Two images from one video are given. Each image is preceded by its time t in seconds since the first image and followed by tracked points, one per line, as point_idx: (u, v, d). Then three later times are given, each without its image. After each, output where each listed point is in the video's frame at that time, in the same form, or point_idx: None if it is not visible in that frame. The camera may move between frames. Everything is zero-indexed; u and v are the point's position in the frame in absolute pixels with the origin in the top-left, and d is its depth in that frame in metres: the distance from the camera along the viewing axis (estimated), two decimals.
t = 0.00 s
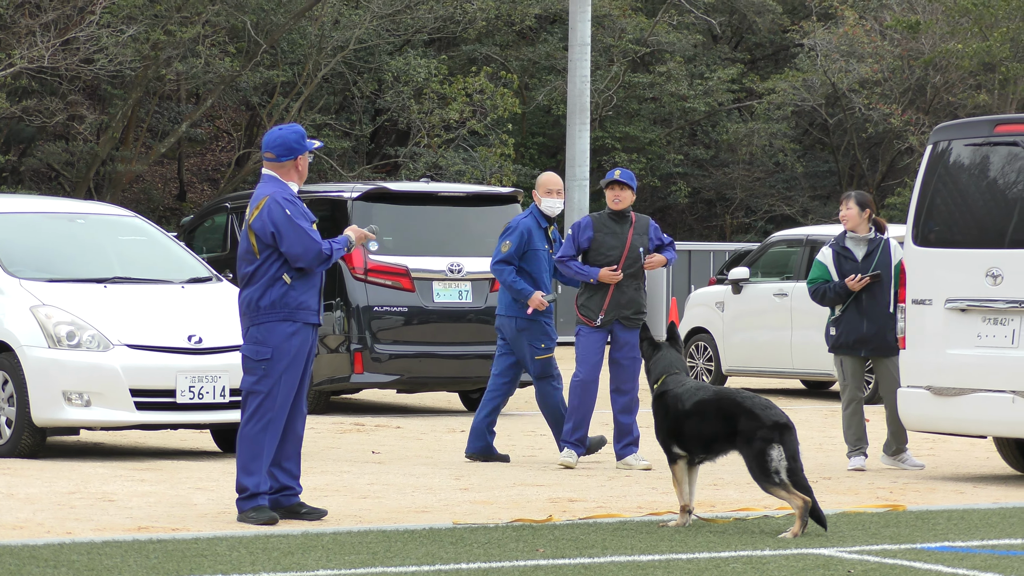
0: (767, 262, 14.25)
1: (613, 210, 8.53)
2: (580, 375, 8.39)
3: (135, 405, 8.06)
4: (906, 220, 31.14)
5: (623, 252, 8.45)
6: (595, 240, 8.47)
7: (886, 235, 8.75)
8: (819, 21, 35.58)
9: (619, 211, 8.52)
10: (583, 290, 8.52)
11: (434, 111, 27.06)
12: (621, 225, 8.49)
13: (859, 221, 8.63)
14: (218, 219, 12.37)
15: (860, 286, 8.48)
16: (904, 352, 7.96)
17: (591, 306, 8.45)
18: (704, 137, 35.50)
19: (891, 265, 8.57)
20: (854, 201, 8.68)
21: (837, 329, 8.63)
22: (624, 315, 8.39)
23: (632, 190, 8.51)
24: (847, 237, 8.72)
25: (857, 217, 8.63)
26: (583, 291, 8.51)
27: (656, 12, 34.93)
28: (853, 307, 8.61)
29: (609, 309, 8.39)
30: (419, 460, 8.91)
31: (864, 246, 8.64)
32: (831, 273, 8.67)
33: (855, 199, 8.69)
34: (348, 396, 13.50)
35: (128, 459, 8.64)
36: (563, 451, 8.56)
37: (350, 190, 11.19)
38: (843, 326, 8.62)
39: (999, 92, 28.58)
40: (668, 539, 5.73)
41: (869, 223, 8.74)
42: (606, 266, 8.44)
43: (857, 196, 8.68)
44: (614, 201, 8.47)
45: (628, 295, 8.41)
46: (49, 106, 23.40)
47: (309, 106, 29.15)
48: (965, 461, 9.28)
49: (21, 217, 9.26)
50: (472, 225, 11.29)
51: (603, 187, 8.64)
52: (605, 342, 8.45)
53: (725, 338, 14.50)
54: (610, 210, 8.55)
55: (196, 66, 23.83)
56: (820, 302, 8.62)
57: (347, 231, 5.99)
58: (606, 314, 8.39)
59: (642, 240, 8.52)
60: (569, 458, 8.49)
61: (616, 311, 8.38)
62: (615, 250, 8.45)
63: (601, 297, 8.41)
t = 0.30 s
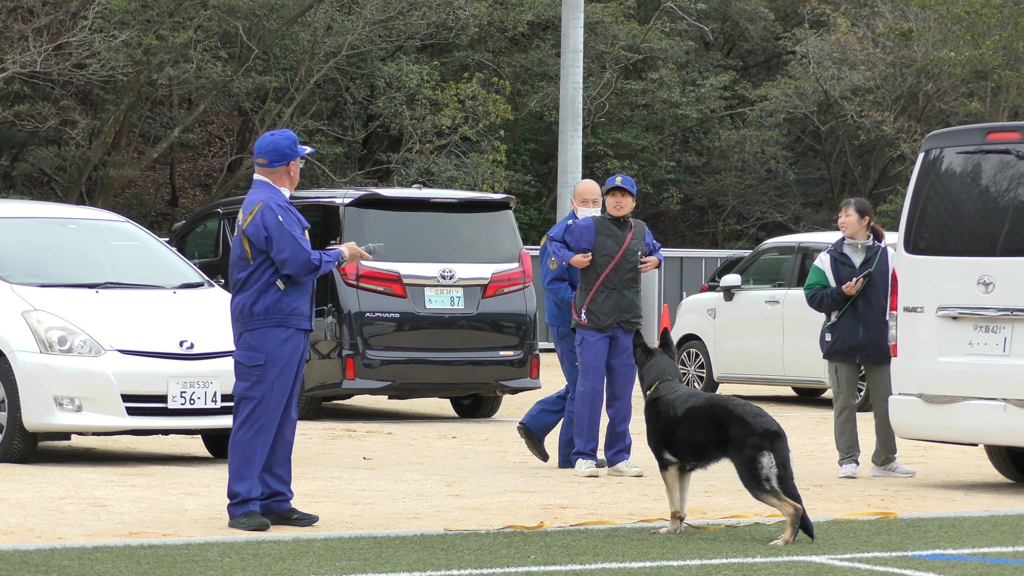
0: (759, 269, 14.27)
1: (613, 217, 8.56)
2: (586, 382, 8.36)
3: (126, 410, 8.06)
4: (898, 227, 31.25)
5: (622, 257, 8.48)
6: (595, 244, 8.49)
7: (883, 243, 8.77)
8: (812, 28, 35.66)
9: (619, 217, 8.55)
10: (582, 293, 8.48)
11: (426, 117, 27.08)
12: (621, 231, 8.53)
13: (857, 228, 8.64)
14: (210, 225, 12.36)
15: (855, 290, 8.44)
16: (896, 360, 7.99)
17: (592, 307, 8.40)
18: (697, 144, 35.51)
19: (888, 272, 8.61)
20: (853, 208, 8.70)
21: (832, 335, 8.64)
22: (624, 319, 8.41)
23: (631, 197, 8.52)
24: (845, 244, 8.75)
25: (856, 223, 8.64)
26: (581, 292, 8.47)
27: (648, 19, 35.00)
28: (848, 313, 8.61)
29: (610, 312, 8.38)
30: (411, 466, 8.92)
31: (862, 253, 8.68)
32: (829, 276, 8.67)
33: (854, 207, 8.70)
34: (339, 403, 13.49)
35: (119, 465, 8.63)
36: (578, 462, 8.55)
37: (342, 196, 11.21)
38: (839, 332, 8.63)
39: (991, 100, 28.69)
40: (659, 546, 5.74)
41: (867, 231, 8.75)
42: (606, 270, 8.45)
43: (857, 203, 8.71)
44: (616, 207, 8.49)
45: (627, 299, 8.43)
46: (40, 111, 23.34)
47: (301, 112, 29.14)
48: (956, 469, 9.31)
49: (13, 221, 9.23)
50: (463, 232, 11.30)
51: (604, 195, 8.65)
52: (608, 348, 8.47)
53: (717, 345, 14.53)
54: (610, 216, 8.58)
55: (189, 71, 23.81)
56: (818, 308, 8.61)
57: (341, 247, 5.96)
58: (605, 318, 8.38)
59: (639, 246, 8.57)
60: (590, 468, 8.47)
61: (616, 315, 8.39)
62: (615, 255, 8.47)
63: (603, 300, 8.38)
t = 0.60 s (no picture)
0: (752, 271, 14.29)
1: (603, 217, 8.57)
2: (577, 384, 8.39)
3: (118, 410, 8.06)
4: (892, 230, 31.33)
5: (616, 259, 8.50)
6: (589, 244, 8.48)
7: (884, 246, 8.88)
8: (805, 31, 35.72)
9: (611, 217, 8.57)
10: (575, 294, 8.47)
11: (420, 118, 27.09)
12: (612, 231, 8.54)
13: (862, 230, 8.73)
14: (203, 225, 12.36)
15: (865, 291, 8.50)
16: (889, 363, 8.01)
17: (585, 311, 8.41)
18: (690, 146, 35.54)
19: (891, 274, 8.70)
20: (858, 209, 8.79)
21: (838, 336, 8.62)
22: (618, 319, 8.45)
23: (622, 197, 8.54)
24: (848, 245, 8.79)
25: (861, 225, 8.73)
26: (573, 294, 8.47)
27: (642, 21, 35.05)
28: (854, 314, 8.62)
29: (605, 315, 8.41)
30: (404, 466, 8.93)
31: (866, 254, 8.75)
32: (834, 277, 8.69)
33: (860, 208, 8.79)
34: (332, 403, 13.48)
35: (111, 464, 8.62)
36: (570, 463, 8.56)
37: (335, 196, 11.22)
38: (845, 333, 8.61)
39: (984, 104, 28.80)
40: (651, 548, 5.75)
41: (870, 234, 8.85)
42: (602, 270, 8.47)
43: (862, 204, 8.79)
44: (608, 208, 8.49)
45: (620, 301, 8.45)
46: (34, 110, 23.32)
47: (295, 112, 29.14)
48: (948, 472, 9.34)
49: (6, 220, 9.22)
50: (455, 234, 11.32)
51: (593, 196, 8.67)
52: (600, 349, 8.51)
53: (709, 347, 14.55)
54: (601, 217, 8.59)
55: (181, 70, 23.79)
56: (823, 308, 8.62)
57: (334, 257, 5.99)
58: (603, 320, 8.41)
59: (630, 246, 8.62)
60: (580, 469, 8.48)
61: (612, 315, 8.43)
62: (608, 255, 8.48)
63: (598, 302, 8.41)
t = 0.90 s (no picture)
0: (749, 272, 14.29)
1: (603, 217, 8.57)
2: (574, 385, 8.40)
3: (115, 409, 8.06)
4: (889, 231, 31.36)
5: (615, 258, 8.50)
6: (588, 244, 8.49)
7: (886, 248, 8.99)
8: (802, 31, 35.75)
9: (608, 217, 8.57)
10: (572, 295, 8.48)
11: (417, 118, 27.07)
12: (610, 231, 8.56)
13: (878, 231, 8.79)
14: (201, 224, 12.36)
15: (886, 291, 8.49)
16: (886, 363, 8.02)
17: (582, 311, 8.41)
18: (687, 147, 35.56)
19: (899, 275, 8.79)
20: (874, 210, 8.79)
21: (857, 337, 8.60)
22: (615, 319, 8.44)
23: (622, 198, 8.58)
24: (860, 245, 8.80)
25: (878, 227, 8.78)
26: (570, 294, 8.48)
27: (639, 21, 35.06)
28: (871, 315, 8.63)
29: (602, 316, 8.40)
30: (400, 467, 8.93)
31: (877, 255, 8.79)
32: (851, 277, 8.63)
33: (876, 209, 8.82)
34: (328, 403, 13.48)
35: (107, 464, 8.62)
36: (566, 463, 8.53)
37: (333, 196, 11.22)
38: (863, 333, 8.61)
39: (982, 104, 28.84)
40: (648, 548, 5.75)
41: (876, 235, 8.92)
42: (599, 271, 8.47)
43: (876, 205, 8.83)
44: (607, 207, 8.50)
45: (617, 301, 8.44)
46: (32, 109, 23.31)
47: (292, 112, 29.14)
48: (944, 473, 9.35)
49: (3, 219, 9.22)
50: (453, 234, 11.33)
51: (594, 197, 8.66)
52: (596, 349, 8.51)
53: (706, 347, 14.56)
54: (600, 217, 8.59)
55: (179, 69, 23.78)
56: (842, 310, 8.55)
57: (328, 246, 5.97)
58: (601, 320, 8.40)
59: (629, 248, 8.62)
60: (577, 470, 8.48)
61: (609, 315, 8.42)
62: (608, 255, 8.48)
63: (594, 302, 8.40)
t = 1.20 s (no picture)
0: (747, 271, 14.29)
1: (602, 218, 8.58)
2: (573, 386, 8.39)
3: (114, 409, 8.06)
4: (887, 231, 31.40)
5: (614, 258, 8.57)
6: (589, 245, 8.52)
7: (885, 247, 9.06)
8: (800, 31, 35.76)
9: (607, 217, 8.60)
10: (571, 295, 8.47)
11: (415, 118, 27.09)
12: (609, 233, 8.59)
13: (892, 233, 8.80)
14: (199, 225, 12.36)
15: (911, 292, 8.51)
16: (884, 362, 8.02)
17: (583, 312, 8.41)
18: (685, 146, 35.60)
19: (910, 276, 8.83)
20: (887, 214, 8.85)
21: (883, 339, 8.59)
22: (614, 319, 8.46)
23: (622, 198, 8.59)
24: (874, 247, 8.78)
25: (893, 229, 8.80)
26: (569, 295, 8.47)
27: (637, 21, 35.08)
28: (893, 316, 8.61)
29: (602, 316, 8.42)
30: (399, 466, 8.94)
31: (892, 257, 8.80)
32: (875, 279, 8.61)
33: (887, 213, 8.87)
34: (327, 404, 13.47)
35: (106, 464, 8.62)
36: (565, 463, 8.51)
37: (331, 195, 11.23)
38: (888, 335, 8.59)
39: (980, 104, 28.88)
40: (647, 548, 5.76)
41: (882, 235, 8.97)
42: (600, 270, 8.51)
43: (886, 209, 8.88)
44: (609, 207, 8.51)
45: (617, 301, 8.48)
46: (29, 110, 23.30)
47: (290, 112, 29.15)
48: (943, 472, 9.36)
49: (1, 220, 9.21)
50: (450, 234, 11.33)
51: (591, 197, 8.65)
52: (596, 349, 8.50)
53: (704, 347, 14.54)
54: (599, 217, 8.60)
55: (177, 70, 23.80)
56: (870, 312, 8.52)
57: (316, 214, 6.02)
58: (601, 321, 8.42)
59: (624, 249, 8.66)
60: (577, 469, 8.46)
61: (609, 315, 8.44)
62: (608, 255, 8.54)
63: (595, 303, 8.42)
